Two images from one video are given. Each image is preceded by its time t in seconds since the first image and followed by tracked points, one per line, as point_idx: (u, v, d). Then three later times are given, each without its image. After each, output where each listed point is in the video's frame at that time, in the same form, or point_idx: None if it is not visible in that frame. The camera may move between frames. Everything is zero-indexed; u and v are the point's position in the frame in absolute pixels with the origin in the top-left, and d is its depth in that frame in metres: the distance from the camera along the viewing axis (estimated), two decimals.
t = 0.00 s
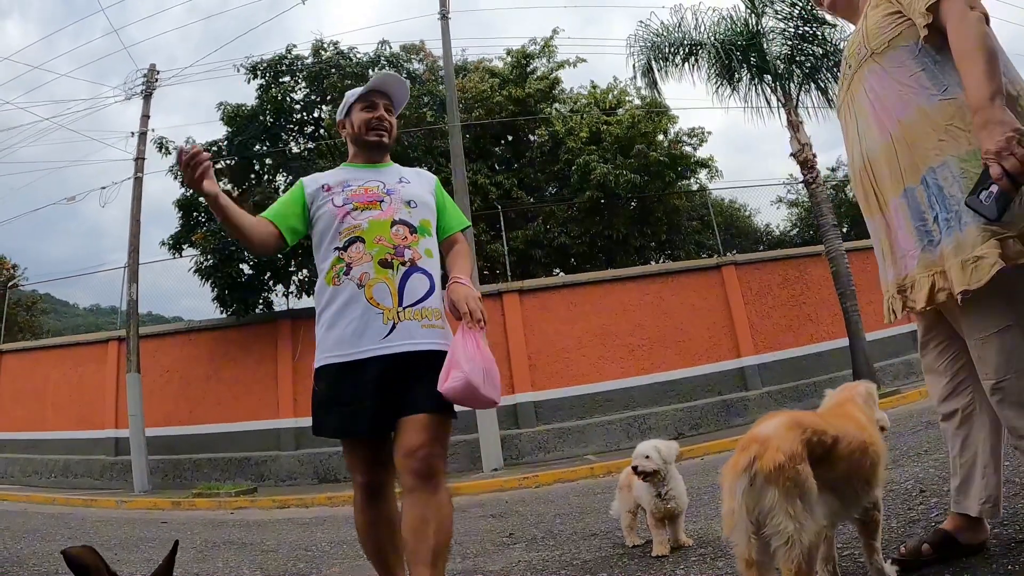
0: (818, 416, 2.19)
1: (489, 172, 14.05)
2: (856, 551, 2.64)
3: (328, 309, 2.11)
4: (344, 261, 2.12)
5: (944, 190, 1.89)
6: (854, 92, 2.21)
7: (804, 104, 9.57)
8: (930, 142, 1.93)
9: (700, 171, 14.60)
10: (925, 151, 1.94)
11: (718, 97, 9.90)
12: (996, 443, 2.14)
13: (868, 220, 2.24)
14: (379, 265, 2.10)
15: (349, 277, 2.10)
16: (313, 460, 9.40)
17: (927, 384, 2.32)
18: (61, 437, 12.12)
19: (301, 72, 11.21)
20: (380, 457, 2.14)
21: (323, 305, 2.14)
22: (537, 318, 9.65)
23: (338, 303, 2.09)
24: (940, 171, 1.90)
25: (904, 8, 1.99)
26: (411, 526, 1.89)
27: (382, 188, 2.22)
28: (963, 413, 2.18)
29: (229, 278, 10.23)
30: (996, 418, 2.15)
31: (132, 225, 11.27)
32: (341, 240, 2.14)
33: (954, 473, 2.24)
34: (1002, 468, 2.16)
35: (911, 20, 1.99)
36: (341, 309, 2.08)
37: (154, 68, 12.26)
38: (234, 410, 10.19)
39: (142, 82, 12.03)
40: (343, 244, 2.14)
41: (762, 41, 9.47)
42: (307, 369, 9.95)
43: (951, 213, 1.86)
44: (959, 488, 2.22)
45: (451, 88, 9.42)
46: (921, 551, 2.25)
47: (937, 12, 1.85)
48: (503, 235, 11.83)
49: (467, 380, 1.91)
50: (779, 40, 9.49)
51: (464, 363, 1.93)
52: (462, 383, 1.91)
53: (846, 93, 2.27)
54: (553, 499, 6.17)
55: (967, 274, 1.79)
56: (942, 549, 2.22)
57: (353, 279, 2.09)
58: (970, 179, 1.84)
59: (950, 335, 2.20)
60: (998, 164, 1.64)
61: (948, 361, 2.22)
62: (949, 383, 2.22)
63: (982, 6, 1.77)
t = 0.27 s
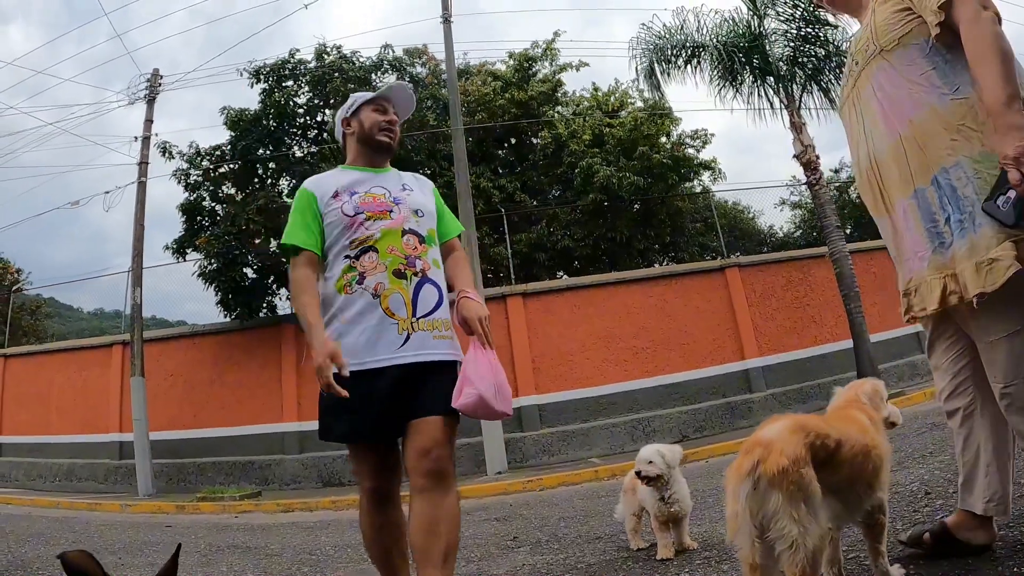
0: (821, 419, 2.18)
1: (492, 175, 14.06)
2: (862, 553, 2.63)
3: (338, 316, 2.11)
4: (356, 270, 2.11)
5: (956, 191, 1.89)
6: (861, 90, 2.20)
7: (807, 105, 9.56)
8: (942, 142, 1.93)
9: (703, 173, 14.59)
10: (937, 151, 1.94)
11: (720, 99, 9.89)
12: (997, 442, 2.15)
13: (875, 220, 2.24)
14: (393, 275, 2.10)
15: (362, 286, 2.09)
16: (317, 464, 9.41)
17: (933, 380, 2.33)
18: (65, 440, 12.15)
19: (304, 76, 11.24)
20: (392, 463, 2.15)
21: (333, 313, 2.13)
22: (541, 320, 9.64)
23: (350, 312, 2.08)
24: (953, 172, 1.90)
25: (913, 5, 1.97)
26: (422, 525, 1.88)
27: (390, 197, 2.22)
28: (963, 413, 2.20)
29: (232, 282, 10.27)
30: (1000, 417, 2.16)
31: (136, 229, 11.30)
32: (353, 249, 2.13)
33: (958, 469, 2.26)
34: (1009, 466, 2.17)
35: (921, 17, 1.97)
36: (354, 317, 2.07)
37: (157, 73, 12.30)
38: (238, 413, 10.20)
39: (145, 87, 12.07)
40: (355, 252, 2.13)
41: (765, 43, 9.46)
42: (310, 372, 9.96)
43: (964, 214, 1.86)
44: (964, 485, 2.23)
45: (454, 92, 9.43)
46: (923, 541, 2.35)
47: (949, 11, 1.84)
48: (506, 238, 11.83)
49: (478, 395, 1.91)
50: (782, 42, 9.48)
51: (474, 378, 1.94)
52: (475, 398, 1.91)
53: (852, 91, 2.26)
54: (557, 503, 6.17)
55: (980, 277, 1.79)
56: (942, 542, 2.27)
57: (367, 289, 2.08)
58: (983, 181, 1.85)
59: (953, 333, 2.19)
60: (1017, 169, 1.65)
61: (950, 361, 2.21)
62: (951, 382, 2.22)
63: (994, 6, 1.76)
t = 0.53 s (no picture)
0: (820, 422, 2.18)
1: (492, 176, 14.07)
2: (862, 556, 2.62)
3: (354, 318, 2.11)
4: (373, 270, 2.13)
5: (961, 194, 1.89)
6: (863, 90, 2.20)
7: (807, 108, 9.57)
8: (948, 144, 1.92)
9: (704, 175, 14.59)
10: (943, 153, 1.94)
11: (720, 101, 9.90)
12: (1001, 444, 2.15)
13: (876, 219, 2.24)
14: (411, 277, 2.17)
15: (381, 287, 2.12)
16: (317, 466, 9.40)
17: (937, 383, 2.33)
18: (65, 442, 12.14)
19: (305, 78, 11.25)
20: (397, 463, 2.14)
21: (349, 312, 2.13)
22: (541, 322, 9.64)
23: (369, 313, 2.09)
24: (958, 175, 1.90)
25: (922, 7, 1.97)
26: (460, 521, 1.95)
27: (397, 198, 2.28)
28: (969, 415, 2.19)
29: (233, 283, 10.26)
30: (1004, 419, 2.16)
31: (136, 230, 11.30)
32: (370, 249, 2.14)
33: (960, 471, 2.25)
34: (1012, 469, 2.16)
35: (930, 19, 1.96)
36: (374, 318, 2.08)
37: (158, 74, 12.32)
38: (239, 414, 10.20)
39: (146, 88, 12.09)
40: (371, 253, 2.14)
41: (766, 45, 9.47)
42: (311, 374, 9.97)
43: (969, 217, 1.87)
44: (965, 485, 2.23)
45: (454, 93, 9.43)
46: (925, 543, 2.36)
47: (963, 15, 1.84)
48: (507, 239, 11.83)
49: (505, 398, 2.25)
50: (783, 44, 9.49)
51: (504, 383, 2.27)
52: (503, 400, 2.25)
53: (854, 90, 2.25)
54: (558, 505, 6.16)
55: (983, 280, 1.81)
56: (942, 545, 2.28)
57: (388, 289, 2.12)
58: (989, 186, 1.84)
59: (961, 337, 2.19)
60: None
61: (957, 363, 2.21)
62: (956, 385, 2.22)
63: (1005, 12, 1.79)
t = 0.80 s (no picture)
0: (818, 421, 2.18)
1: (491, 176, 14.06)
2: (860, 555, 2.63)
3: (366, 317, 2.20)
4: (386, 270, 2.25)
5: (963, 195, 1.89)
6: (862, 90, 2.20)
7: (805, 107, 9.58)
8: (949, 145, 1.93)
9: (701, 174, 14.60)
10: (943, 154, 1.94)
11: (718, 100, 9.91)
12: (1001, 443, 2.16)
13: (872, 218, 2.25)
14: (423, 279, 2.33)
15: (394, 287, 2.24)
16: (316, 466, 9.40)
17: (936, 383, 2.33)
18: (63, 442, 12.12)
19: (303, 78, 11.24)
20: (403, 462, 2.14)
21: (361, 310, 2.20)
22: (540, 322, 9.65)
23: (382, 312, 2.20)
24: (958, 176, 1.91)
25: (923, 10, 1.96)
26: (465, 510, 2.32)
27: (406, 201, 2.41)
28: (968, 414, 2.20)
29: (231, 283, 10.25)
30: (1003, 419, 2.17)
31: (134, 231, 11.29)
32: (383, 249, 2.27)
33: (959, 471, 2.25)
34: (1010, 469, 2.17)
35: (931, 23, 1.96)
36: (389, 316, 2.19)
37: (156, 74, 12.30)
38: (237, 414, 10.19)
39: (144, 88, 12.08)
40: (384, 253, 2.26)
41: (763, 44, 9.48)
42: (310, 373, 9.96)
43: (970, 218, 1.87)
44: (965, 485, 2.24)
45: (452, 93, 9.43)
46: (923, 545, 2.37)
47: (966, 19, 1.83)
48: (505, 239, 11.83)
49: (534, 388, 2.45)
50: (780, 43, 9.50)
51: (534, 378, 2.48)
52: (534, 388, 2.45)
53: (853, 89, 2.25)
54: (556, 504, 6.17)
55: (985, 280, 1.81)
56: (940, 545, 2.29)
57: (402, 288, 2.24)
58: (989, 191, 1.86)
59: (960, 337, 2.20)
60: None
61: (957, 363, 2.22)
62: (956, 385, 2.22)
63: (1006, 17, 1.80)
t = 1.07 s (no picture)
0: (816, 419, 2.17)
1: (491, 176, 14.06)
2: (861, 554, 2.63)
3: (392, 315, 2.21)
4: (411, 270, 2.28)
5: (961, 194, 1.89)
6: (861, 90, 2.20)
7: (804, 106, 9.58)
8: (947, 145, 1.93)
9: (701, 174, 14.60)
10: (941, 153, 1.94)
11: (717, 100, 9.91)
12: (997, 444, 2.15)
13: (869, 219, 2.24)
14: (447, 278, 2.37)
15: (419, 286, 2.27)
16: (316, 466, 9.40)
17: (931, 384, 2.34)
18: (63, 443, 12.12)
19: (303, 79, 11.23)
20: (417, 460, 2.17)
21: (386, 310, 2.22)
22: (540, 322, 9.65)
23: (408, 310, 2.22)
24: (956, 176, 1.91)
25: (920, 11, 1.97)
26: (465, 515, 2.38)
27: (426, 206, 2.46)
28: (964, 415, 2.20)
29: (231, 284, 10.14)
30: (999, 418, 2.17)
31: (134, 232, 11.30)
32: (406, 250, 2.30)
33: (956, 471, 2.25)
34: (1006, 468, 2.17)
35: (928, 24, 1.97)
36: (414, 314, 2.21)
37: (155, 75, 12.30)
38: (237, 415, 10.19)
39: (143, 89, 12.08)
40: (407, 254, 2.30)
41: (763, 43, 9.48)
42: (309, 373, 9.96)
43: (968, 217, 1.87)
44: (961, 486, 2.23)
45: (452, 94, 9.43)
46: (923, 544, 2.37)
47: (962, 20, 1.83)
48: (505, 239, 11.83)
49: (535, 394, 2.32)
50: (780, 42, 9.51)
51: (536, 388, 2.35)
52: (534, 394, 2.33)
53: (852, 90, 2.25)
54: (556, 504, 6.17)
55: (982, 277, 1.80)
56: (940, 544, 2.29)
57: (427, 288, 2.28)
58: (986, 190, 1.86)
59: (955, 339, 2.20)
60: None
61: (952, 364, 2.22)
62: (951, 385, 2.23)
63: (1002, 19, 1.80)
